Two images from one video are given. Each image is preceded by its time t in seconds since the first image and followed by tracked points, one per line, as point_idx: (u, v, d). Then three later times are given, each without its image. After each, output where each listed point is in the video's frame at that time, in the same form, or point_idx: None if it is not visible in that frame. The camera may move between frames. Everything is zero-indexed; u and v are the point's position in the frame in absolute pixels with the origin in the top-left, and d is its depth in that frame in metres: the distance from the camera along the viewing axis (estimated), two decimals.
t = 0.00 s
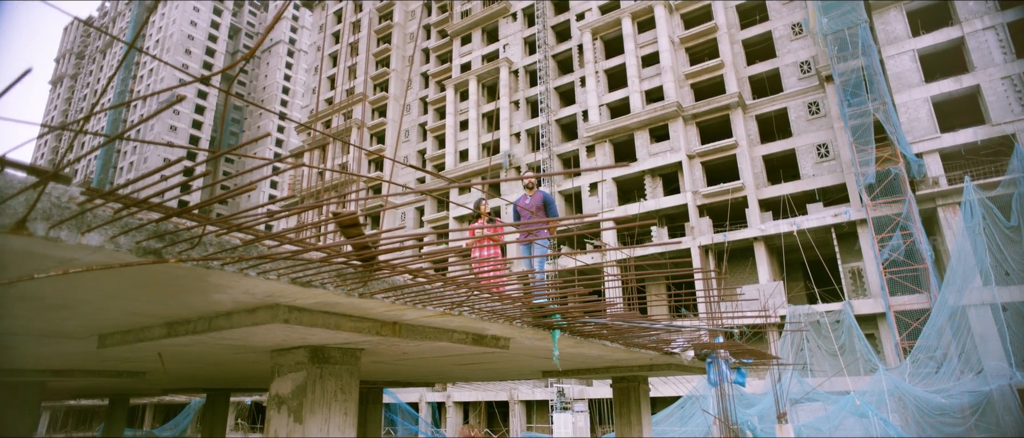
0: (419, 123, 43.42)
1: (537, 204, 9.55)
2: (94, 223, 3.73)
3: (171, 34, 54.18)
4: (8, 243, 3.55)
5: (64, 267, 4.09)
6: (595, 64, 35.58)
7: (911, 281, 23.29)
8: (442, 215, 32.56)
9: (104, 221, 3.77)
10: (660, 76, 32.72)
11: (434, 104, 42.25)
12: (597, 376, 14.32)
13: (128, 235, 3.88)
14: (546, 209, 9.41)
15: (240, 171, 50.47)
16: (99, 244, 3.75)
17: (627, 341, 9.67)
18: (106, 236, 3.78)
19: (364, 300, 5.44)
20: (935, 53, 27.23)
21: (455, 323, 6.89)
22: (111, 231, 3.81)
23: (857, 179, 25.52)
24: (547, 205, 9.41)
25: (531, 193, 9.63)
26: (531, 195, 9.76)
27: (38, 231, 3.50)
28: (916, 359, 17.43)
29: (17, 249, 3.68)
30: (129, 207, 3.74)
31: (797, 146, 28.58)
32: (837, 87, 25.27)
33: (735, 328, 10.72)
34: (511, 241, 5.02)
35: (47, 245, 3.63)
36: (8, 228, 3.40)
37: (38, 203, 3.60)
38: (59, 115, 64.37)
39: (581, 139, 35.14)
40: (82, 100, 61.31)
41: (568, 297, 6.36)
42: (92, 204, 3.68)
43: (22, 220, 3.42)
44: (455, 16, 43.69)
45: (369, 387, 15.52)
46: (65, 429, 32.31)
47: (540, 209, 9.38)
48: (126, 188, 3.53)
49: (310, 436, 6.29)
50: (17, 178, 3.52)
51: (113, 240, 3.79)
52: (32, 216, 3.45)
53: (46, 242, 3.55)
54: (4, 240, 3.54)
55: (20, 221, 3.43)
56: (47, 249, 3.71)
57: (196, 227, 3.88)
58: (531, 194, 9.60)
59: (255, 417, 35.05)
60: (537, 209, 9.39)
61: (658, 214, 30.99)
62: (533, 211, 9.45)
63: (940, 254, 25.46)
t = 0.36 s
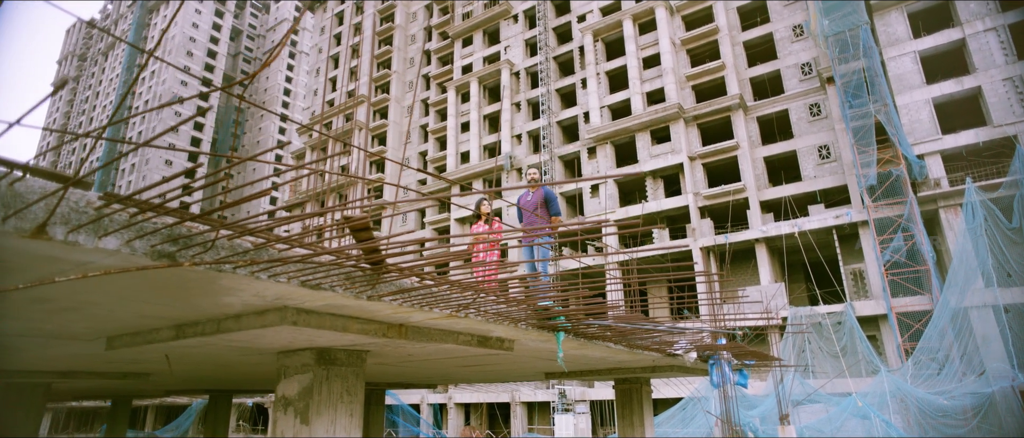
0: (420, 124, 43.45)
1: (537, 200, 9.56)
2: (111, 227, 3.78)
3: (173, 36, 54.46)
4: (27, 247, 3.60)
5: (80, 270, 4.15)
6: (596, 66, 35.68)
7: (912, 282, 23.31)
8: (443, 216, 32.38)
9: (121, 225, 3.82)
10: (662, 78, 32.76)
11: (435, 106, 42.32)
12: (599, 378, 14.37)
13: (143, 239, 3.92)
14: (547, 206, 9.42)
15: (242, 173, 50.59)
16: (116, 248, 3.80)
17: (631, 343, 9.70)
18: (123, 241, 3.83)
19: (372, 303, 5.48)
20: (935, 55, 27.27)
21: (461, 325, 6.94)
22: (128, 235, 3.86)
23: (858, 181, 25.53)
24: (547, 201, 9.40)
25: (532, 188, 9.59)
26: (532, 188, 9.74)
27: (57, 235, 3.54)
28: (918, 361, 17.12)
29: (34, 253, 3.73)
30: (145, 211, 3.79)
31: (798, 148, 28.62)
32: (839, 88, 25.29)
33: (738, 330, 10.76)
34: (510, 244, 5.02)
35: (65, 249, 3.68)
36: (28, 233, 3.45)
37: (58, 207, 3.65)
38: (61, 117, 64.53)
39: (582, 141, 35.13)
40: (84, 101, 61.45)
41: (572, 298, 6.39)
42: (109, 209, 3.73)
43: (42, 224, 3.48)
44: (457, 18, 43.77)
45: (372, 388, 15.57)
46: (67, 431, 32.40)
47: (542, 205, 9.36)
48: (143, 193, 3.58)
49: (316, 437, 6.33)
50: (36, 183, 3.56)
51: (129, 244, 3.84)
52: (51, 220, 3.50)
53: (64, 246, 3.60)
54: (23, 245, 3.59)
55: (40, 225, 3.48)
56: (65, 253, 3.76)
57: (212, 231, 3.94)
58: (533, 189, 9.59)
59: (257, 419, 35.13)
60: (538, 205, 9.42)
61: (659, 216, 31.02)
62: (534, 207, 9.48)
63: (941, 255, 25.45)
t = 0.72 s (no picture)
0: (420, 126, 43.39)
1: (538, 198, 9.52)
2: (125, 231, 3.85)
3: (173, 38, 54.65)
4: (42, 250, 3.67)
5: (94, 273, 4.21)
6: (596, 67, 35.75)
7: (912, 284, 23.34)
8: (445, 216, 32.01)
9: (135, 229, 3.88)
10: (662, 79, 32.79)
11: (436, 107, 42.34)
12: (601, 379, 14.39)
13: (156, 242, 3.99)
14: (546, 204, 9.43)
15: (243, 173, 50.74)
16: (130, 251, 3.86)
17: (633, 344, 9.74)
18: (136, 244, 3.89)
19: (378, 304, 5.52)
20: (935, 57, 27.31)
21: (465, 326, 6.98)
22: (141, 239, 3.92)
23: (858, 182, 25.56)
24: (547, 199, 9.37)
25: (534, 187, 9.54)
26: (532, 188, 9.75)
27: (73, 239, 3.62)
28: (919, 362, 16.94)
29: (50, 255, 3.80)
30: (158, 215, 3.85)
31: (798, 150, 28.66)
32: (839, 90, 25.36)
33: (739, 331, 10.78)
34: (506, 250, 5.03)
35: (81, 252, 3.75)
36: (44, 236, 3.52)
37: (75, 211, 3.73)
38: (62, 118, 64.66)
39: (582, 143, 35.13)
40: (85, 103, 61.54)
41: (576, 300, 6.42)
42: (124, 213, 3.79)
43: (59, 228, 3.55)
44: (457, 20, 43.81)
45: (374, 389, 15.60)
46: (67, 432, 32.39)
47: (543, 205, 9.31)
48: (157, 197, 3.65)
49: None
50: (53, 187, 3.64)
51: (142, 247, 3.90)
52: (67, 224, 3.57)
53: (80, 248, 3.68)
54: (39, 248, 3.66)
55: (57, 229, 3.55)
56: (80, 256, 3.83)
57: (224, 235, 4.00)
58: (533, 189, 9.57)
59: (257, 421, 35.12)
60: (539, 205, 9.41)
61: (660, 217, 31.04)
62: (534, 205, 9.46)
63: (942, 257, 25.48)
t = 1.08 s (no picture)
0: (420, 132, 43.39)
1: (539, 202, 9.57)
2: (138, 240, 3.91)
3: (174, 44, 54.90)
4: (56, 258, 3.73)
5: (107, 282, 4.28)
6: (596, 74, 35.89)
7: (912, 290, 23.34)
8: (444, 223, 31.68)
9: (148, 238, 3.95)
10: (662, 86, 32.91)
11: (436, 114, 42.44)
12: (602, 386, 14.38)
13: (168, 251, 4.06)
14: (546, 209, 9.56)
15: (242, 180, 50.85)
16: (143, 259, 3.93)
17: (635, 351, 9.74)
18: (149, 252, 3.96)
19: (384, 312, 5.55)
20: (933, 64, 27.44)
21: (469, 334, 7.00)
22: (153, 247, 3.99)
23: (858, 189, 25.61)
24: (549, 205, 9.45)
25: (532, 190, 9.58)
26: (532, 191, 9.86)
27: (88, 248, 3.69)
28: (919, 369, 17.14)
29: (63, 264, 3.86)
30: (170, 224, 3.92)
31: (798, 156, 28.74)
32: (838, 97, 25.49)
33: (740, 338, 10.79)
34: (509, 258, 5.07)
35: (94, 260, 3.81)
36: (60, 245, 3.58)
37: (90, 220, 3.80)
38: (63, 124, 64.87)
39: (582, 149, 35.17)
40: (86, 109, 61.78)
41: (578, 307, 6.45)
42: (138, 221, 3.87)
43: (74, 237, 3.61)
44: (457, 27, 43.99)
45: (374, 396, 15.60)
46: None
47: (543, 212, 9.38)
48: (171, 207, 3.71)
49: None
50: (69, 196, 3.70)
51: (154, 256, 3.97)
52: (83, 234, 3.64)
53: (94, 257, 3.74)
54: (54, 256, 3.72)
55: (72, 238, 3.62)
56: (94, 264, 3.89)
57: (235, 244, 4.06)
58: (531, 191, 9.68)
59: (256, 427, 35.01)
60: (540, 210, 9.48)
61: (660, 223, 31.08)
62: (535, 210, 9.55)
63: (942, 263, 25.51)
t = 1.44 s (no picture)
0: (421, 138, 43.45)
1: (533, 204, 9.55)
2: (151, 248, 3.97)
3: (177, 51, 55.30)
4: (73, 266, 3.79)
5: (119, 289, 4.33)
6: (597, 80, 35.99)
7: (913, 295, 23.34)
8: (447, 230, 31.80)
9: (162, 246, 4.01)
10: (662, 92, 33.01)
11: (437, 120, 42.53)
12: (604, 392, 14.39)
13: (180, 258, 4.11)
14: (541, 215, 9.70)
15: (244, 186, 50.99)
16: (156, 266, 3.99)
17: (637, 357, 9.75)
18: (162, 260, 4.02)
19: (391, 318, 5.59)
20: (933, 70, 27.51)
21: (474, 340, 7.03)
22: (167, 255, 4.05)
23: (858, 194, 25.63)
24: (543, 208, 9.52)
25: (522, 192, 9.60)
26: (525, 196, 9.95)
27: (103, 255, 3.75)
28: (922, 374, 17.15)
29: (78, 271, 3.92)
30: (183, 231, 3.98)
31: (798, 162, 28.79)
32: (838, 103, 25.57)
33: (742, 344, 10.81)
34: (511, 265, 5.12)
35: (110, 268, 3.87)
36: (76, 253, 3.64)
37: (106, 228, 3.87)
38: (66, 131, 65.10)
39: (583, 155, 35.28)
40: (87, 116, 62.01)
41: (581, 312, 6.49)
42: (151, 230, 3.92)
43: (91, 245, 3.67)
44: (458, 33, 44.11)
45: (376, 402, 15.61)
46: None
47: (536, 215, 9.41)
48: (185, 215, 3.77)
49: None
50: (86, 205, 3.78)
51: (167, 263, 4.03)
52: (99, 241, 3.70)
53: (110, 265, 3.80)
54: (70, 263, 3.79)
55: (89, 246, 3.68)
56: (108, 272, 3.95)
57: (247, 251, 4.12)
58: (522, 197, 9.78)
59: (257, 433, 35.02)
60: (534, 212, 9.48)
61: (661, 229, 31.12)
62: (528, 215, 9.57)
63: (943, 268, 25.52)
